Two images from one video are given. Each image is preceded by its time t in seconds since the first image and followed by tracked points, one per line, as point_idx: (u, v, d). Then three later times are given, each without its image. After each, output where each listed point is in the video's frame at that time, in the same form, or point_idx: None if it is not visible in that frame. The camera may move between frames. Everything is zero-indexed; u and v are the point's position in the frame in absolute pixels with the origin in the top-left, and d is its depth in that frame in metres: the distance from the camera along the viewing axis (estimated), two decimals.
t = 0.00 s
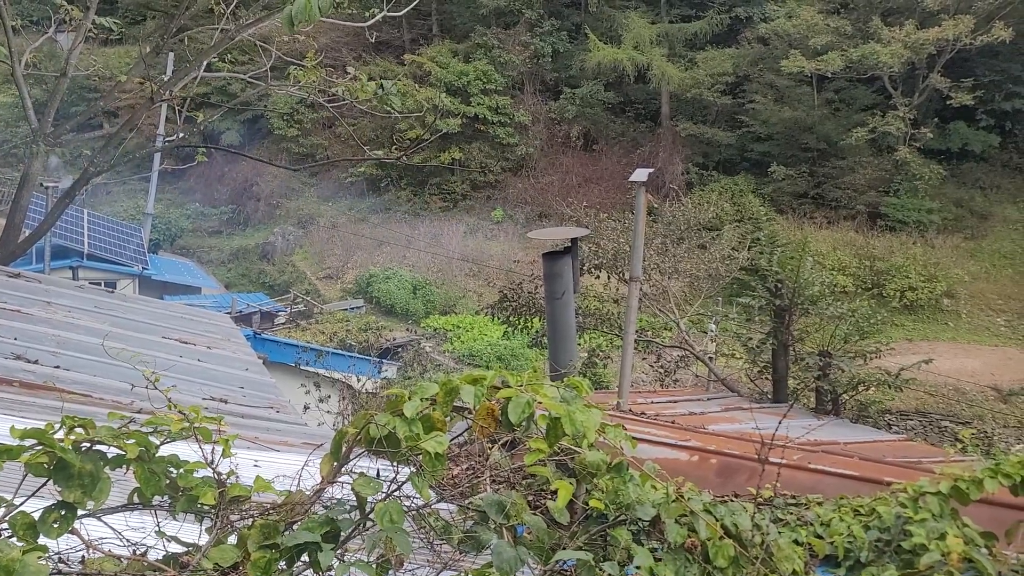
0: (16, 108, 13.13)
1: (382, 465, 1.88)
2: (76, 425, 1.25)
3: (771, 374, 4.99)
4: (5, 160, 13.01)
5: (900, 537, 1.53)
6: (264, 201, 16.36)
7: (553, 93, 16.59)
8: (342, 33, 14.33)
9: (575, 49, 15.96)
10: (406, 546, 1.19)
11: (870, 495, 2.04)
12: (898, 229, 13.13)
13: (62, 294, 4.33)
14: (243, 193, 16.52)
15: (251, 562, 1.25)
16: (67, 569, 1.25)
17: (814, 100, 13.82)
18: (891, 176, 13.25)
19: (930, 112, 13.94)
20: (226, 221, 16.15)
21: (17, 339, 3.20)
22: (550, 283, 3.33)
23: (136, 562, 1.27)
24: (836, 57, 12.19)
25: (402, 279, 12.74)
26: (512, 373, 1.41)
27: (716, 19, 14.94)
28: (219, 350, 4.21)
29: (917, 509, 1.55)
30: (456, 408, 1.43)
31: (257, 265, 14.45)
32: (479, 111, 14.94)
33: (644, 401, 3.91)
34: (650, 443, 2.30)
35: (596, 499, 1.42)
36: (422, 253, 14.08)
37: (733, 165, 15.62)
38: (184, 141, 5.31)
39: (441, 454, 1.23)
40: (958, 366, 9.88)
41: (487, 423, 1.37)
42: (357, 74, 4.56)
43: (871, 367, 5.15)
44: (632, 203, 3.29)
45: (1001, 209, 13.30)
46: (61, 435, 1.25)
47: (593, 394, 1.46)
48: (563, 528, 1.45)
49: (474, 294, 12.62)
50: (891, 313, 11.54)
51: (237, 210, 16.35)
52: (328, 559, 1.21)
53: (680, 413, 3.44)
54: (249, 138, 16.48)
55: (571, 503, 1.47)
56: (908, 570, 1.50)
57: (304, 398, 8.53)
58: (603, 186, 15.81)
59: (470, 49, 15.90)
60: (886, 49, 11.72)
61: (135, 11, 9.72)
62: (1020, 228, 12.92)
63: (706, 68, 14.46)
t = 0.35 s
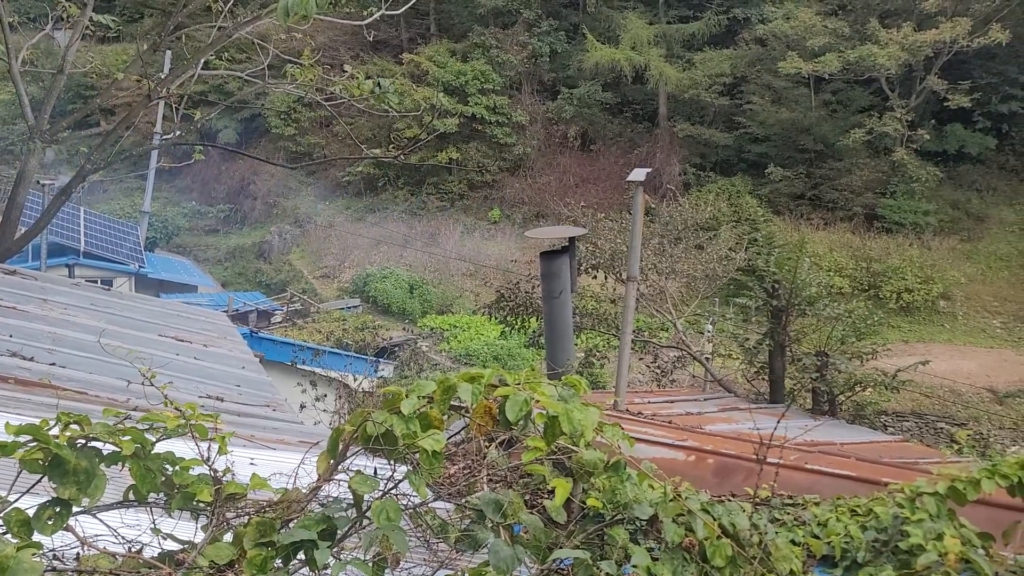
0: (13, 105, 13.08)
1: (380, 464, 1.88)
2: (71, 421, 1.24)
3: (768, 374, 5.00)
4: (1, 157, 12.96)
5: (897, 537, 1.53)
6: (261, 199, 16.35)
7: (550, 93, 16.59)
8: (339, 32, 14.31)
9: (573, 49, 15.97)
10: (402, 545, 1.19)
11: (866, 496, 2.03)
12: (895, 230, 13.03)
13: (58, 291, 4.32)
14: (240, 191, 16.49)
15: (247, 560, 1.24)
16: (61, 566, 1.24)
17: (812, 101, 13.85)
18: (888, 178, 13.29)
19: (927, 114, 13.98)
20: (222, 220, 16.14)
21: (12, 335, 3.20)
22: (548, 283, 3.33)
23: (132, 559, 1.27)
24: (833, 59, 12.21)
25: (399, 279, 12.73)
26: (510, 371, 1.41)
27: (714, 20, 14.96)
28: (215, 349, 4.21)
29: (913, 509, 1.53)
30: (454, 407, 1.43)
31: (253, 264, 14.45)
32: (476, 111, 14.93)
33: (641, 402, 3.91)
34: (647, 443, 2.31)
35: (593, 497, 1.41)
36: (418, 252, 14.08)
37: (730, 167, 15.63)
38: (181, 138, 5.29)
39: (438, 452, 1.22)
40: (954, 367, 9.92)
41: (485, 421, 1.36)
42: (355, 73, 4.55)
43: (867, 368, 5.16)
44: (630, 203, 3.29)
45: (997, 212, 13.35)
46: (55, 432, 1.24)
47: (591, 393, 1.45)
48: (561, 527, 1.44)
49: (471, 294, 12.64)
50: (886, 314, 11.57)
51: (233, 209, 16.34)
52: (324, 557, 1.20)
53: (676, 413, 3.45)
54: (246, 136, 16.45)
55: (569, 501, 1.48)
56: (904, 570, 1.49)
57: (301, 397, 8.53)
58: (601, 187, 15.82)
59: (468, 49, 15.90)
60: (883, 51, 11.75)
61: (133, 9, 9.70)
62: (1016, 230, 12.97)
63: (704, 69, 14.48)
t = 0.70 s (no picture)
0: (12, 96, 13.05)
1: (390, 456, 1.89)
2: (84, 410, 1.22)
3: (772, 368, 5.00)
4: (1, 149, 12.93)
5: (911, 530, 1.52)
6: (260, 192, 16.33)
7: (550, 87, 16.53)
8: (339, 24, 14.27)
9: (573, 42, 15.91)
10: (421, 535, 1.18)
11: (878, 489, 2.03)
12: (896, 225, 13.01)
13: (60, 282, 4.31)
14: (239, 184, 16.47)
15: (263, 551, 1.23)
16: (75, 556, 1.23)
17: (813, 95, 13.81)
18: (888, 173, 13.27)
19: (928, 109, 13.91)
20: (221, 213, 16.13)
21: (16, 325, 3.19)
22: (557, 274, 3.29)
23: (147, 549, 1.26)
24: (834, 53, 12.18)
25: (398, 272, 12.73)
26: (526, 361, 1.41)
27: (715, 14, 14.91)
28: (218, 340, 4.20)
29: (929, 502, 1.53)
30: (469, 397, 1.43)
31: (253, 257, 14.45)
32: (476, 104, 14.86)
33: (645, 395, 3.91)
34: (655, 435, 2.29)
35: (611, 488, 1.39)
36: (418, 245, 14.07)
37: (730, 161, 15.57)
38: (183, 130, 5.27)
39: (456, 441, 1.22)
40: (954, 363, 9.92)
41: (501, 410, 1.36)
42: (355, 65, 4.53)
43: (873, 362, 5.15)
44: (637, 195, 3.27)
45: (998, 207, 13.32)
46: (70, 420, 1.23)
47: (608, 383, 1.44)
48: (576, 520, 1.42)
49: (471, 288, 12.63)
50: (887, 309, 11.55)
51: (233, 202, 16.33)
52: (341, 547, 1.18)
53: (683, 406, 3.44)
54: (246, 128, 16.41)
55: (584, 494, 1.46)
56: (920, 563, 1.48)
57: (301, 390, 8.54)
58: (601, 181, 15.79)
59: (468, 42, 15.84)
60: (885, 45, 11.71)
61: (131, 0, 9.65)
62: (1017, 225, 12.94)
63: (705, 62, 14.43)
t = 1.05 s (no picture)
0: None
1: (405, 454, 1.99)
2: (106, 410, 1.20)
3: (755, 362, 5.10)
4: None
5: (914, 524, 1.54)
6: (230, 185, 16.15)
7: (523, 81, 16.57)
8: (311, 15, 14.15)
9: (546, 36, 15.96)
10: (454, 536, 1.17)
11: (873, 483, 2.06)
12: (864, 221, 13.43)
13: (38, 278, 4.21)
14: (209, 177, 16.26)
15: (293, 552, 1.22)
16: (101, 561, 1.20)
17: (783, 91, 14.01)
18: (857, 169, 13.54)
19: (897, 106, 14.16)
20: (190, 206, 15.95)
21: None
22: (556, 269, 3.31)
23: (174, 552, 1.24)
24: (805, 50, 12.38)
25: (372, 267, 12.70)
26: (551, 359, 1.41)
27: (687, 10, 15.04)
28: (202, 336, 4.15)
29: (933, 497, 1.56)
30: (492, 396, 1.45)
31: (225, 252, 14.31)
32: (449, 97, 14.82)
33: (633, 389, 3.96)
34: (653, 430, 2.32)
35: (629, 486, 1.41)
36: (391, 239, 14.05)
37: (702, 156, 15.68)
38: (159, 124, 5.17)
39: (486, 442, 1.24)
40: (919, 356, 10.18)
41: (529, 405, 1.41)
42: (330, 55, 4.49)
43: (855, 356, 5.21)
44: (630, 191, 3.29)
45: (963, 202, 13.64)
46: (91, 420, 1.21)
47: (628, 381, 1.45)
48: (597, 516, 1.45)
49: (444, 282, 12.66)
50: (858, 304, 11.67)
51: (202, 195, 16.14)
52: (374, 548, 1.17)
53: (672, 401, 3.49)
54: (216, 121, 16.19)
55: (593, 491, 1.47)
56: (926, 556, 1.48)
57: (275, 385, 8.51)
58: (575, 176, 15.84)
59: (441, 35, 15.80)
60: (854, 42, 11.94)
61: None
62: (982, 221, 13.26)
63: (677, 58, 14.57)
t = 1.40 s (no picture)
0: None
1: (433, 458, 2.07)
2: (142, 417, 1.18)
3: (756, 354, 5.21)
4: None
5: (941, 515, 1.54)
6: (214, 181, 16.06)
7: (508, 74, 16.49)
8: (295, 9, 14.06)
9: (531, 29, 15.93)
10: (501, 538, 1.16)
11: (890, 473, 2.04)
12: (850, 210, 13.54)
13: (32, 278, 4.16)
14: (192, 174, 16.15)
15: (338, 558, 1.22)
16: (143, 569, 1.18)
17: (768, 82, 14.04)
18: (843, 158, 13.65)
19: (880, 95, 14.34)
20: (175, 204, 15.85)
21: None
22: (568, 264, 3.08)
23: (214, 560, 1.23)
24: (789, 40, 12.47)
25: (359, 262, 12.68)
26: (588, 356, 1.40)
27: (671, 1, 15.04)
28: (201, 335, 4.13)
29: (959, 488, 1.55)
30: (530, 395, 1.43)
31: (210, 249, 14.26)
32: (434, 91, 14.78)
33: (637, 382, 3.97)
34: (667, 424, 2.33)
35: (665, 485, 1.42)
36: (377, 234, 14.05)
37: (688, 148, 15.60)
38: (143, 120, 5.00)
39: (528, 442, 1.23)
40: (905, 344, 10.29)
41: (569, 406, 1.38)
42: (320, 48, 4.47)
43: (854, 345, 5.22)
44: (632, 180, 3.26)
45: (947, 190, 13.77)
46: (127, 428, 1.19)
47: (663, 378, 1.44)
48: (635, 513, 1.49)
49: (432, 277, 12.68)
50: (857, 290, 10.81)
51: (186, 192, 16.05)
52: (423, 553, 1.16)
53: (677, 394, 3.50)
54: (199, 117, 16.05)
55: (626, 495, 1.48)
56: (954, 548, 1.50)
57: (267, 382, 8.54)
58: (561, 168, 15.81)
59: (424, 29, 15.75)
60: (838, 32, 12.04)
61: None
62: (965, 208, 13.32)
63: (662, 49, 14.58)
